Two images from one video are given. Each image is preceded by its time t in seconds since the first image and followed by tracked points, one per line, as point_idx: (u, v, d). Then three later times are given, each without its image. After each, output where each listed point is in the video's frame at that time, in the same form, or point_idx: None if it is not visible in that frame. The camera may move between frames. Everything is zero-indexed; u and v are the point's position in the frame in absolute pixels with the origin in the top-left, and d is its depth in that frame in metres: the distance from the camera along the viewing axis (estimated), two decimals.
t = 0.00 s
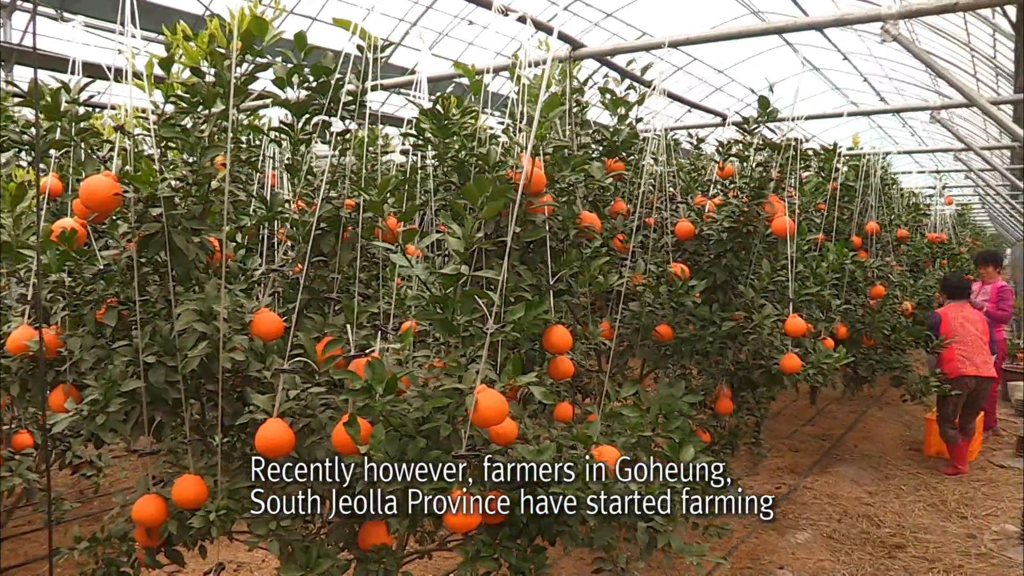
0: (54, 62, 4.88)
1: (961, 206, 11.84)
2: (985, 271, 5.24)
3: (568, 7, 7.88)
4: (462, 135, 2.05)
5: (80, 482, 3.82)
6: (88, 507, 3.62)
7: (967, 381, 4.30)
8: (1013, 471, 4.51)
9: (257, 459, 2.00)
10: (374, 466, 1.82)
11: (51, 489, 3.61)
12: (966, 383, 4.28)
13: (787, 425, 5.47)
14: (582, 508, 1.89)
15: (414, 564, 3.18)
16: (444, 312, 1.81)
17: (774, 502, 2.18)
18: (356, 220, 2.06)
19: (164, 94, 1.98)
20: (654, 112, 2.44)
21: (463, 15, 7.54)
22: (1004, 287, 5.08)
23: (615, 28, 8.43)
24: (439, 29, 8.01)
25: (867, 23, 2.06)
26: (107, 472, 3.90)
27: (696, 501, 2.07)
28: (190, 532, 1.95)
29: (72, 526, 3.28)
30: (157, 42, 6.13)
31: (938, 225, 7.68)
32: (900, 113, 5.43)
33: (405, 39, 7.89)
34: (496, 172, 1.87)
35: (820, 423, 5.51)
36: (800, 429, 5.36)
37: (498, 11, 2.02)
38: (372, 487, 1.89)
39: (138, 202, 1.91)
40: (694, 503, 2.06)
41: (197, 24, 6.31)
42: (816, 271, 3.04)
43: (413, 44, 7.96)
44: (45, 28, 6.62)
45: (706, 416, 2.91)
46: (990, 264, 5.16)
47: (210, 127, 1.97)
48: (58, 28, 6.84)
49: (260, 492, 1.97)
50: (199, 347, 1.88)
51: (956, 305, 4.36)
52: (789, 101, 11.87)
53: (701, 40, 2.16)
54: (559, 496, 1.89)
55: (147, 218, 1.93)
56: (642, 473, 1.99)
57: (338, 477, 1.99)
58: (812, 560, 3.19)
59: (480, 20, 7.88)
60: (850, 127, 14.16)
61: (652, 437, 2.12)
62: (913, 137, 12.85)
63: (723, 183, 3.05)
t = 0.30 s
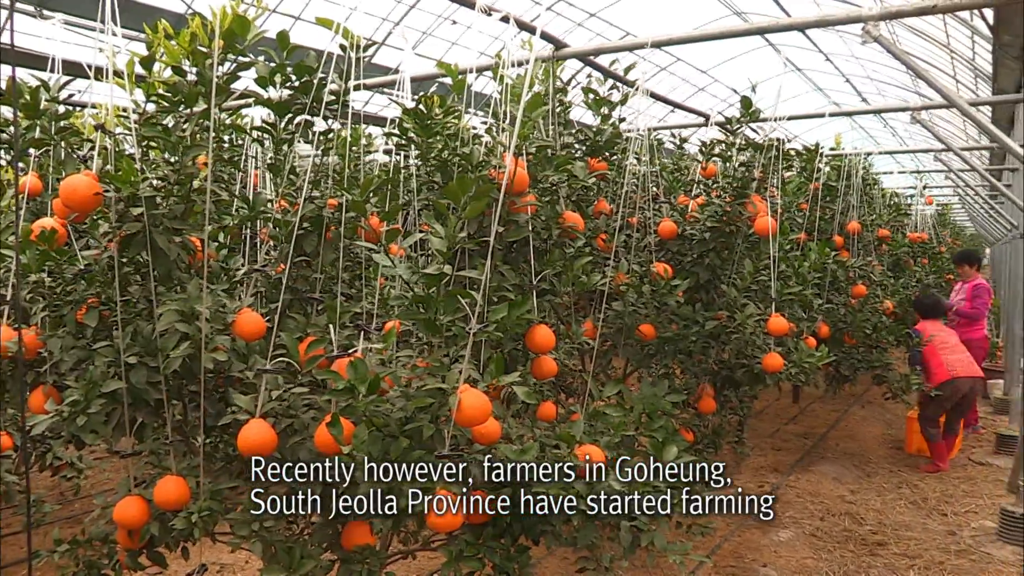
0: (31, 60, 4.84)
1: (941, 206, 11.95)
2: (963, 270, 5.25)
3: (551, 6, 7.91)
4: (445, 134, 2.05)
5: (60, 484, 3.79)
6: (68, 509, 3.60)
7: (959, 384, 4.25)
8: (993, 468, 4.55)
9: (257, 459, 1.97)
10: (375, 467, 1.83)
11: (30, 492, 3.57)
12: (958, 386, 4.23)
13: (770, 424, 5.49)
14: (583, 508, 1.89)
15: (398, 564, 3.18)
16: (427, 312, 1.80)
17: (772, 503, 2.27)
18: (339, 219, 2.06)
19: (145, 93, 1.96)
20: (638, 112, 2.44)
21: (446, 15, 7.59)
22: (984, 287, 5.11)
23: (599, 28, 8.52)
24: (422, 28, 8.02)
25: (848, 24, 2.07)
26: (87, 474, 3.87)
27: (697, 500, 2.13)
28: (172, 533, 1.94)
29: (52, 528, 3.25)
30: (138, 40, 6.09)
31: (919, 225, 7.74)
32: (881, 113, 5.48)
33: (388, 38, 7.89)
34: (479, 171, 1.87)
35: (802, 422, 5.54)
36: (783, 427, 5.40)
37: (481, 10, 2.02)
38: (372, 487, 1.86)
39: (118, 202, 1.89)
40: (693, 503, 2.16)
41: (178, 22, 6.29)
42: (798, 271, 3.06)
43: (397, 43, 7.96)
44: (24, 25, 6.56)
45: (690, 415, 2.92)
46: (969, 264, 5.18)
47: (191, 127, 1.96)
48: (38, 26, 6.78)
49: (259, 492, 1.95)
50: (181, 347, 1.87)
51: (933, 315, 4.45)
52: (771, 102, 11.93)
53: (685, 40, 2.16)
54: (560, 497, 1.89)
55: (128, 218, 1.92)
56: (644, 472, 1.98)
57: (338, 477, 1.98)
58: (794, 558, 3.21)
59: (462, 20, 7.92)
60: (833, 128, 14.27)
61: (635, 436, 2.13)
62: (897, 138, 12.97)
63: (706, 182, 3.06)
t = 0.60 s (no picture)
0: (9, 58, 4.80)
1: (922, 206, 12.05)
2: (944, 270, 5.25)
3: (536, 6, 7.92)
4: (428, 134, 2.05)
5: (41, 486, 3.77)
6: (48, 511, 3.58)
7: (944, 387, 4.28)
8: (972, 466, 4.58)
9: (257, 459, 1.97)
10: (375, 467, 1.77)
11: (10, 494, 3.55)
12: (944, 389, 4.25)
13: (753, 423, 5.51)
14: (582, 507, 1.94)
15: (381, 565, 3.17)
16: (411, 312, 1.80)
17: (773, 503, 2.33)
18: (323, 219, 2.05)
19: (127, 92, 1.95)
20: (621, 112, 2.45)
21: (431, 14, 7.59)
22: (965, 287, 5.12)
23: (583, 28, 8.54)
24: (406, 28, 8.03)
25: (829, 25, 2.08)
26: (68, 476, 3.85)
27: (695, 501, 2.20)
28: (154, 534, 1.93)
29: (31, 530, 3.22)
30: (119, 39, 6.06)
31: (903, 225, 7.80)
32: (863, 114, 5.51)
33: (372, 37, 7.88)
34: (463, 171, 1.87)
35: (784, 421, 5.57)
36: (767, 426, 5.42)
37: (465, 10, 2.03)
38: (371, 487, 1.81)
39: (100, 202, 1.88)
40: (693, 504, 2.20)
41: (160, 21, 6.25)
42: (781, 271, 3.08)
43: (381, 43, 7.95)
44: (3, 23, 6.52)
45: (673, 414, 2.93)
46: (950, 265, 5.18)
47: (174, 126, 1.95)
48: (17, 24, 6.74)
49: (259, 492, 1.99)
50: (163, 347, 1.86)
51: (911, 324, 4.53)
52: (755, 102, 12.22)
53: (667, 40, 2.17)
54: (558, 497, 1.91)
55: (109, 217, 1.90)
56: (642, 472, 2.02)
57: (338, 477, 1.91)
58: (777, 556, 3.22)
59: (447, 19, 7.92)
60: (815, 128, 14.41)
61: (619, 436, 2.13)
62: (883, 138, 13.06)
63: (689, 182, 3.07)
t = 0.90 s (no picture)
0: None
1: (905, 206, 12.15)
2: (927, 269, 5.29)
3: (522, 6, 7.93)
4: (414, 133, 2.04)
5: (23, 488, 3.74)
6: (31, 513, 3.55)
7: (926, 384, 4.28)
8: (954, 464, 4.60)
9: (257, 459, 1.97)
10: (375, 467, 1.78)
11: None
12: (925, 386, 4.25)
13: (738, 421, 5.53)
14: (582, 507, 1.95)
15: (367, 565, 3.17)
16: (396, 312, 1.80)
17: (773, 502, 2.31)
18: (308, 219, 2.05)
19: (110, 91, 1.93)
20: (606, 112, 2.46)
21: (416, 14, 7.59)
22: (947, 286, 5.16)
23: (568, 28, 8.55)
24: (392, 27, 8.03)
25: (813, 27, 2.09)
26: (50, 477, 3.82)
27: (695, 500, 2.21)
28: (139, 536, 1.92)
29: (13, 533, 3.20)
30: (101, 38, 6.03)
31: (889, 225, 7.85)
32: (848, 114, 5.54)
33: (357, 36, 7.88)
34: (448, 171, 1.87)
35: (770, 420, 5.60)
36: (753, 425, 5.44)
37: (450, 9, 2.02)
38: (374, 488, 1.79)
39: (83, 202, 1.86)
40: (694, 503, 2.18)
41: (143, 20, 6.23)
42: (766, 270, 3.09)
43: (366, 42, 7.95)
44: None
45: (659, 414, 2.94)
46: (932, 264, 5.22)
47: (157, 126, 1.94)
48: None
49: (260, 492, 2.00)
50: (147, 348, 1.85)
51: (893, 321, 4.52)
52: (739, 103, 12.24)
53: (652, 40, 2.17)
54: (559, 497, 1.93)
55: (92, 217, 1.88)
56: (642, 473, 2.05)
57: (338, 477, 1.87)
58: (763, 555, 3.24)
59: (433, 19, 7.91)
60: (799, 128, 14.53)
61: (604, 436, 2.14)
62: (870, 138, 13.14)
63: (675, 182, 3.08)
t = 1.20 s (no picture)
0: None
1: (890, 206, 12.25)
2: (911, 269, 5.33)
3: (509, 6, 7.94)
4: (400, 133, 2.04)
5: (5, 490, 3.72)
6: (13, 516, 3.53)
7: (907, 379, 4.34)
8: (938, 463, 4.63)
9: (257, 460, 1.96)
10: (375, 467, 1.74)
11: None
12: (906, 381, 4.31)
13: (724, 421, 5.55)
14: (582, 508, 1.95)
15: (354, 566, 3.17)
16: (382, 312, 1.79)
17: (773, 503, 2.37)
18: (293, 219, 2.05)
19: (94, 90, 1.92)
20: (593, 111, 2.46)
21: (403, 13, 7.59)
22: (929, 286, 5.17)
23: (555, 28, 8.57)
24: (378, 27, 8.03)
25: (799, 27, 2.10)
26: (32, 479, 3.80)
27: (696, 500, 2.21)
28: (124, 538, 1.91)
29: None
30: (85, 36, 6.02)
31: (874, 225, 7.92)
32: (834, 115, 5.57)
33: (344, 36, 7.87)
34: (435, 171, 1.86)
35: (756, 419, 5.62)
36: (740, 424, 5.47)
37: (437, 9, 2.02)
38: (373, 488, 1.74)
39: (67, 201, 1.84)
40: (694, 503, 2.19)
41: (127, 18, 6.22)
42: (751, 270, 3.11)
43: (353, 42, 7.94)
44: None
45: (646, 413, 2.95)
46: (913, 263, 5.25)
47: (142, 125, 1.93)
48: None
49: (259, 492, 1.99)
50: (132, 348, 1.84)
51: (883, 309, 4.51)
52: (723, 105, 12.39)
53: (638, 41, 2.18)
54: (558, 497, 1.93)
55: (77, 217, 1.87)
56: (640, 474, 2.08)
57: (338, 478, 1.84)
58: (749, 553, 3.25)
59: (419, 18, 7.92)
60: (786, 129, 14.62)
61: (591, 435, 2.14)
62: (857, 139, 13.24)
63: (661, 182, 3.09)
